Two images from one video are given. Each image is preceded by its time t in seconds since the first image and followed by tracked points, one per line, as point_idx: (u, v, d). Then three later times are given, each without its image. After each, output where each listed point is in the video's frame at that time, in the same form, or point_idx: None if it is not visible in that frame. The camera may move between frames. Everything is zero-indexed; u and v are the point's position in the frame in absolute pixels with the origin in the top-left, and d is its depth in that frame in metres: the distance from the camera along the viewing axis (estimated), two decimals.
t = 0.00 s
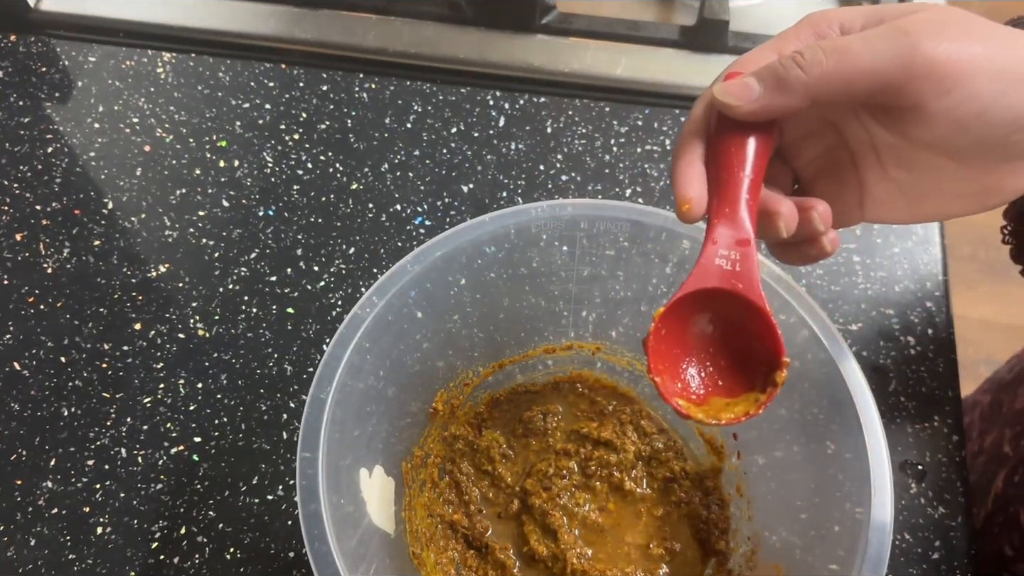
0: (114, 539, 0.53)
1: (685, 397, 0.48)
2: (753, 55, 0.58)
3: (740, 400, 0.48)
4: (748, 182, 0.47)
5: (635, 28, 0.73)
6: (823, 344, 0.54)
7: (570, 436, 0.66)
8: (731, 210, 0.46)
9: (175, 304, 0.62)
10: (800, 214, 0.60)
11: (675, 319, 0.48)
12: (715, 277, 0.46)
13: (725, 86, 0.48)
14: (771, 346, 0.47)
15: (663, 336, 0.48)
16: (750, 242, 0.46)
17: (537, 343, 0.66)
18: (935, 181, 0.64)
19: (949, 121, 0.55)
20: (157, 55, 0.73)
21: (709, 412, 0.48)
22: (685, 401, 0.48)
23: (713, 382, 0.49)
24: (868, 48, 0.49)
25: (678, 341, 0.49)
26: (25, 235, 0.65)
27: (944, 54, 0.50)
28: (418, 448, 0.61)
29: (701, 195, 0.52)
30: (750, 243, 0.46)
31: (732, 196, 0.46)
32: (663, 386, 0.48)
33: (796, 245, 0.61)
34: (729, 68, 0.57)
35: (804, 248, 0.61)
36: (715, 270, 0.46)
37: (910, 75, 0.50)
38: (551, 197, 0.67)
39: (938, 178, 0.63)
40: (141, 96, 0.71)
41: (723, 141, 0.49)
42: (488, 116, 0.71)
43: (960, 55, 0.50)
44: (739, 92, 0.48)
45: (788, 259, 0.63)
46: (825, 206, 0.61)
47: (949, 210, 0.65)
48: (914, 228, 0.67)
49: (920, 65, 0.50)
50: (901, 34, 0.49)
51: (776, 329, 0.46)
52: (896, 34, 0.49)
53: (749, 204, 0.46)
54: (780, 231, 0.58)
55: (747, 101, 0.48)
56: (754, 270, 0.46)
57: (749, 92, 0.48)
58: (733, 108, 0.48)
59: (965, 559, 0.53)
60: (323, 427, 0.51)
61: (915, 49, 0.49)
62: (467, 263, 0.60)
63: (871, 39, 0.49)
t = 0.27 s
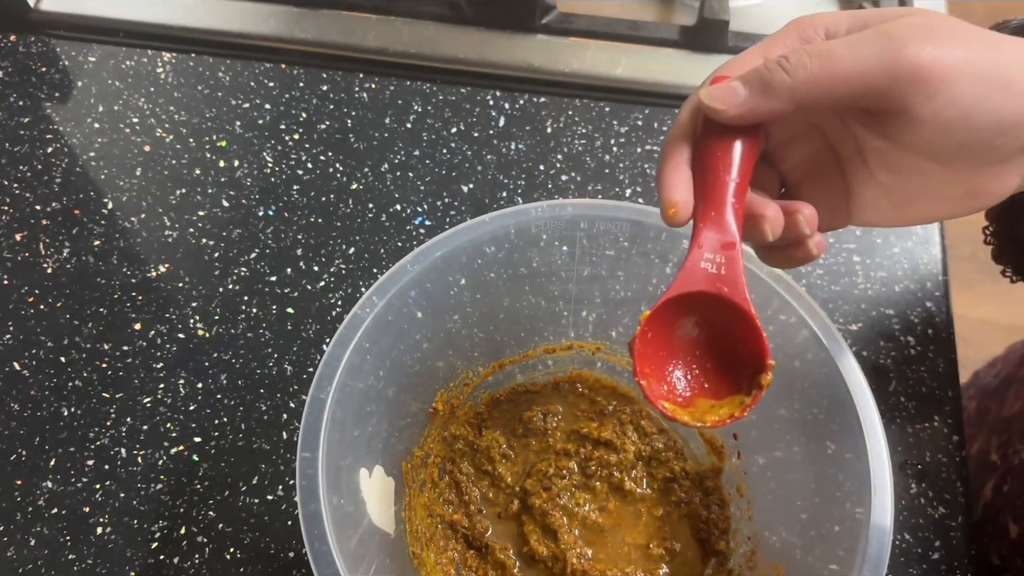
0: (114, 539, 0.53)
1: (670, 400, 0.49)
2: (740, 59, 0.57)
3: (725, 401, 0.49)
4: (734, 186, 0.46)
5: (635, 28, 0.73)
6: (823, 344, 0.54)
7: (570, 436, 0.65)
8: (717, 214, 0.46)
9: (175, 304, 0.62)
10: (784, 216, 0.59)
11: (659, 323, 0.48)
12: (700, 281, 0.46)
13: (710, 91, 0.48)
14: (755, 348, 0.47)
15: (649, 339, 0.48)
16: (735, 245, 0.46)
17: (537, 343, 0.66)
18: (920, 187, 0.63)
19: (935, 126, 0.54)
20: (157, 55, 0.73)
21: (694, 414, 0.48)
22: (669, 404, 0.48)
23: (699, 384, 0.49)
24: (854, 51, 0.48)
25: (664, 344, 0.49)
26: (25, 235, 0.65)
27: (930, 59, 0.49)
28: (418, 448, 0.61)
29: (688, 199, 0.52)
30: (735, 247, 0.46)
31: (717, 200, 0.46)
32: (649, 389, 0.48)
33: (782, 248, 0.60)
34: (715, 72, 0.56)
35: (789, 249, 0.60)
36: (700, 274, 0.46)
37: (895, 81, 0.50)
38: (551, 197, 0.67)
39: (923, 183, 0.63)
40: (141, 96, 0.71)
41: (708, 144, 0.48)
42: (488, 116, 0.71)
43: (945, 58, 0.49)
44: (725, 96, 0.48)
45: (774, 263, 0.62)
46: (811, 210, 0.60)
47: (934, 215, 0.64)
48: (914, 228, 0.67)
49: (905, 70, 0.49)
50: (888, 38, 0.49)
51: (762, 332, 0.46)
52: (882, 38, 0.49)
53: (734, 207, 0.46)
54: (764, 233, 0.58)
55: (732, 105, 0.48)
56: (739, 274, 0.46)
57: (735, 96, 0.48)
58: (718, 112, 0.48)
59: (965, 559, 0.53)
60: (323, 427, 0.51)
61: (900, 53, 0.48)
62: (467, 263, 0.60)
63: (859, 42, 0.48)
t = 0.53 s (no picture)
0: (114, 539, 0.53)
1: (658, 402, 0.49)
2: (723, 61, 0.57)
3: (713, 403, 0.49)
4: (719, 187, 0.46)
5: (635, 29, 0.73)
6: (823, 343, 0.54)
7: (569, 436, 0.65)
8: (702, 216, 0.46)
9: (175, 304, 0.62)
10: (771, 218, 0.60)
11: (646, 324, 0.48)
12: (687, 281, 0.46)
13: (694, 91, 0.48)
14: (743, 348, 0.47)
15: (636, 341, 0.48)
16: (720, 245, 0.46)
17: (536, 343, 0.66)
18: (904, 186, 0.63)
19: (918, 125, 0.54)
20: (157, 55, 0.73)
21: (682, 415, 0.48)
22: (657, 406, 0.48)
23: (686, 387, 0.50)
24: (837, 51, 0.48)
25: (651, 345, 0.49)
26: (25, 235, 0.65)
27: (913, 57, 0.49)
28: (418, 448, 0.61)
29: (672, 201, 0.52)
30: (721, 247, 0.46)
31: (702, 201, 0.46)
32: (636, 391, 0.48)
33: (769, 249, 0.61)
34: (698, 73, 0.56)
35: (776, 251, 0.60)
36: (686, 275, 0.46)
37: (879, 80, 0.49)
38: (551, 197, 0.67)
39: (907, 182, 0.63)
40: (141, 96, 0.71)
41: (693, 146, 0.48)
42: (488, 116, 0.71)
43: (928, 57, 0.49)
44: (708, 96, 0.47)
45: (761, 264, 0.62)
46: (796, 209, 0.60)
47: (919, 216, 0.64)
48: (914, 229, 0.67)
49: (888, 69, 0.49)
50: (871, 37, 0.48)
51: (748, 332, 0.46)
52: (865, 37, 0.48)
53: (720, 208, 0.46)
54: (751, 236, 0.58)
55: (716, 105, 0.47)
56: (725, 274, 0.46)
57: (718, 97, 0.47)
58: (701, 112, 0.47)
59: (966, 558, 0.53)
60: (323, 427, 0.51)
61: (883, 52, 0.48)
62: (467, 263, 0.60)
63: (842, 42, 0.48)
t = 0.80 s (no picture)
0: (114, 539, 0.53)
1: (648, 401, 0.49)
2: (712, 59, 0.57)
3: (702, 402, 0.49)
4: (707, 186, 0.46)
5: (635, 28, 0.73)
6: (823, 343, 0.54)
7: (569, 436, 0.65)
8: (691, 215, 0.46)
9: (175, 304, 0.62)
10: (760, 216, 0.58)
11: (635, 323, 0.48)
12: (675, 281, 0.46)
13: (682, 89, 0.47)
14: (731, 347, 0.47)
15: (625, 340, 0.48)
16: (710, 245, 0.45)
17: (536, 343, 0.66)
18: (896, 186, 0.62)
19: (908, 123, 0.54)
20: (156, 55, 0.73)
21: (672, 414, 0.48)
22: (647, 405, 0.48)
23: (675, 385, 0.50)
24: (827, 48, 0.48)
25: (640, 344, 0.49)
26: (24, 235, 0.65)
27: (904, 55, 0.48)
28: (418, 448, 0.61)
29: (661, 199, 0.52)
30: (710, 247, 0.45)
31: (691, 200, 0.46)
32: (626, 390, 0.48)
33: (758, 248, 0.60)
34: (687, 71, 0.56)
35: (765, 249, 0.59)
36: (675, 274, 0.46)
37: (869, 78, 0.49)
38: (551, 197, 0.67)
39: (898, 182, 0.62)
40: (141, 96, 0.71)
41: (681, 145, 0.48)
42: (487, 116, 0.71)
43: (919, 54, 0.49)
44: (695, 94, 0.47)
45: (749, 261, 0.61)
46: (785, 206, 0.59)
47: (910, 213, 0.64)
48: (914, 229, 0.67)
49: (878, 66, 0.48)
50: (860, 34, 0.48)
51: (737, 332, 0.46)
52: (853, 34, 0.48)
53: (709, 206, 0.46)
54: (740, 234, 0.57)
55: (705, 103, 0.47)
56: (714, 273, 0.46)
57: (707, 95, 0.47)
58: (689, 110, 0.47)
59: (966, 558, 0.53)
60: (323, 427, 0.51)
61: (873, 50, 0.48)
62: (467, 263, 0.60)
63: (831, 39, 0.48)
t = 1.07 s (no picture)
0: (114, 539, 0.53)
1: (664, 373, 0.48)
2: (718, 33, 0.58)
3: (718, 372, 0.48)
4: (718, 160, 0.47)
5: (635, 28, 0.73)
6: (823, 341, 0.54)
7: (570, 436, 0.65)
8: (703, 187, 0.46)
9: (175, 304, 0.62)
10: (772, 188, 0.63)
11: (650, 297, 0.48)
12: (688, 253, 0.46)
13: (689, 66, 0.49)
14: (746, 317, 0.48)
15: (641, 314, 0.48)
16: (722, 216, 0.46)
17: (537, 343, 0.66)
18: (895, 159, 0.65)
19: (904, 97, 0.57)
20: (156, 55, 0.73)
21: (688, 386, 0.48)
22: (664, 378, 0.48)
23: (691, 358, 0.49)
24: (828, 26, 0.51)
25: (656, 319, 0.49)
26: (24, 235, 0.64)
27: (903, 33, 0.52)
28: (418, 448, 0.61)
29: (671, 172, 0.54)
30: (722, 218, 0.46)
31: (702, 173, 0.46)
32: (643, 363, 0.48)
33: (770, 220, 0.63)
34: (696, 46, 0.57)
35: (777, 221, 0.63)
36: (688, 247, 0.46)
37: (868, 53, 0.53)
38: (551, 197, 0.67)
39: (897, 155, 0.65)
40: (140, 96, 0.71)
41: (690, 120, 0.49)
42: (488, 116, 0.71)
43: (919, 32, 0.52)
44: (703, 70, 0.49)
45: (762, 234, 0.65)
46: (796, 178, 0.63)
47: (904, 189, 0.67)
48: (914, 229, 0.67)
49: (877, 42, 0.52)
50: (862, 14, 0.52)
51: (751, 302, 0.47)
52: (851, 14, 0.52)
53: (720, 179, 0.46)
54: (752, 206, 0.61)
55: (711, 79, 0.49)
56: (727, 244, 0.46)
57: (712, 71, 0.49)
58: (696, 85, 0.49)
59: (966, 558, 0.53)
60: (323, 427, 0.51)
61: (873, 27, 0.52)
62: (467, 263, 0.60)
63: (832, 18, 0.52)
